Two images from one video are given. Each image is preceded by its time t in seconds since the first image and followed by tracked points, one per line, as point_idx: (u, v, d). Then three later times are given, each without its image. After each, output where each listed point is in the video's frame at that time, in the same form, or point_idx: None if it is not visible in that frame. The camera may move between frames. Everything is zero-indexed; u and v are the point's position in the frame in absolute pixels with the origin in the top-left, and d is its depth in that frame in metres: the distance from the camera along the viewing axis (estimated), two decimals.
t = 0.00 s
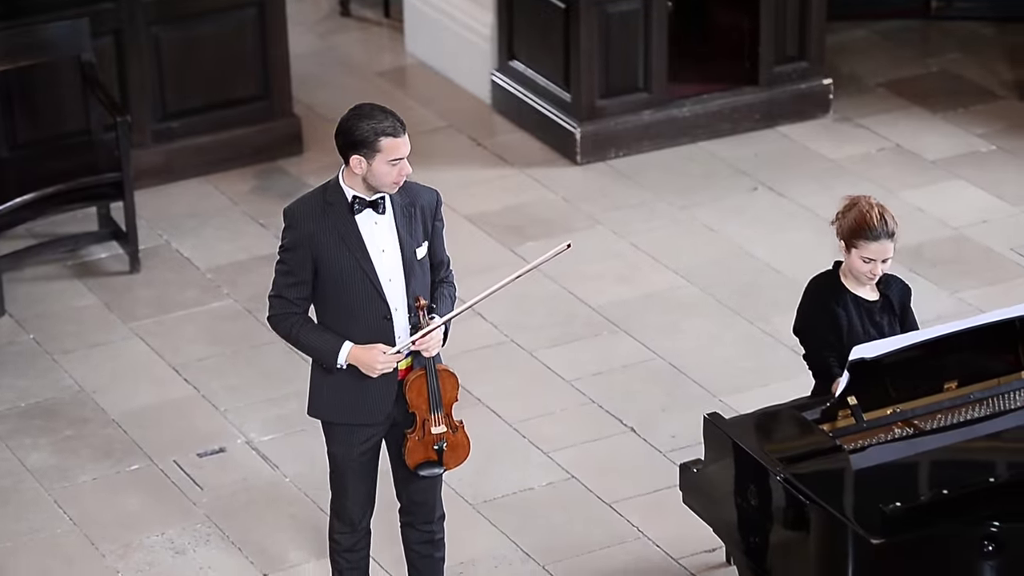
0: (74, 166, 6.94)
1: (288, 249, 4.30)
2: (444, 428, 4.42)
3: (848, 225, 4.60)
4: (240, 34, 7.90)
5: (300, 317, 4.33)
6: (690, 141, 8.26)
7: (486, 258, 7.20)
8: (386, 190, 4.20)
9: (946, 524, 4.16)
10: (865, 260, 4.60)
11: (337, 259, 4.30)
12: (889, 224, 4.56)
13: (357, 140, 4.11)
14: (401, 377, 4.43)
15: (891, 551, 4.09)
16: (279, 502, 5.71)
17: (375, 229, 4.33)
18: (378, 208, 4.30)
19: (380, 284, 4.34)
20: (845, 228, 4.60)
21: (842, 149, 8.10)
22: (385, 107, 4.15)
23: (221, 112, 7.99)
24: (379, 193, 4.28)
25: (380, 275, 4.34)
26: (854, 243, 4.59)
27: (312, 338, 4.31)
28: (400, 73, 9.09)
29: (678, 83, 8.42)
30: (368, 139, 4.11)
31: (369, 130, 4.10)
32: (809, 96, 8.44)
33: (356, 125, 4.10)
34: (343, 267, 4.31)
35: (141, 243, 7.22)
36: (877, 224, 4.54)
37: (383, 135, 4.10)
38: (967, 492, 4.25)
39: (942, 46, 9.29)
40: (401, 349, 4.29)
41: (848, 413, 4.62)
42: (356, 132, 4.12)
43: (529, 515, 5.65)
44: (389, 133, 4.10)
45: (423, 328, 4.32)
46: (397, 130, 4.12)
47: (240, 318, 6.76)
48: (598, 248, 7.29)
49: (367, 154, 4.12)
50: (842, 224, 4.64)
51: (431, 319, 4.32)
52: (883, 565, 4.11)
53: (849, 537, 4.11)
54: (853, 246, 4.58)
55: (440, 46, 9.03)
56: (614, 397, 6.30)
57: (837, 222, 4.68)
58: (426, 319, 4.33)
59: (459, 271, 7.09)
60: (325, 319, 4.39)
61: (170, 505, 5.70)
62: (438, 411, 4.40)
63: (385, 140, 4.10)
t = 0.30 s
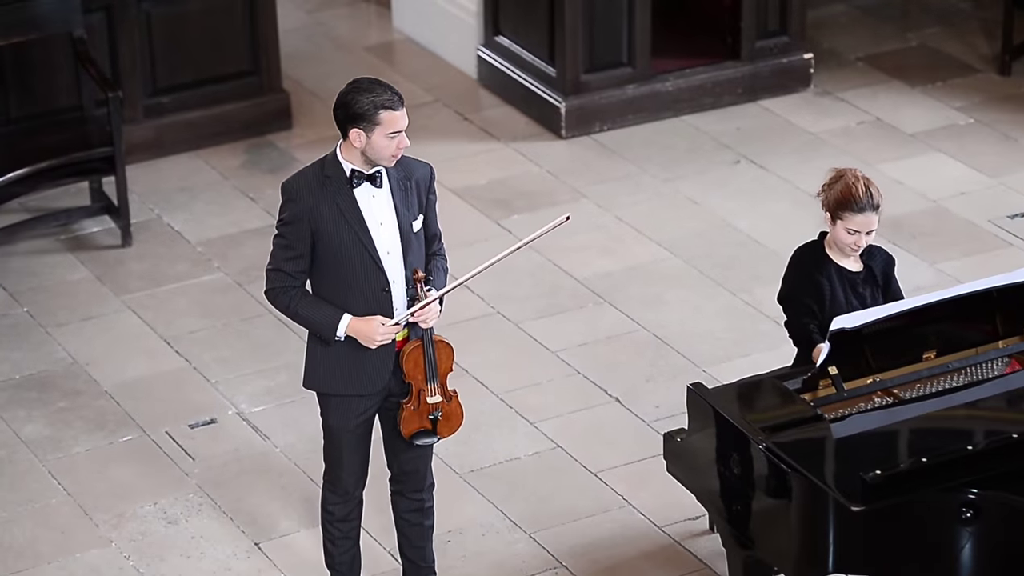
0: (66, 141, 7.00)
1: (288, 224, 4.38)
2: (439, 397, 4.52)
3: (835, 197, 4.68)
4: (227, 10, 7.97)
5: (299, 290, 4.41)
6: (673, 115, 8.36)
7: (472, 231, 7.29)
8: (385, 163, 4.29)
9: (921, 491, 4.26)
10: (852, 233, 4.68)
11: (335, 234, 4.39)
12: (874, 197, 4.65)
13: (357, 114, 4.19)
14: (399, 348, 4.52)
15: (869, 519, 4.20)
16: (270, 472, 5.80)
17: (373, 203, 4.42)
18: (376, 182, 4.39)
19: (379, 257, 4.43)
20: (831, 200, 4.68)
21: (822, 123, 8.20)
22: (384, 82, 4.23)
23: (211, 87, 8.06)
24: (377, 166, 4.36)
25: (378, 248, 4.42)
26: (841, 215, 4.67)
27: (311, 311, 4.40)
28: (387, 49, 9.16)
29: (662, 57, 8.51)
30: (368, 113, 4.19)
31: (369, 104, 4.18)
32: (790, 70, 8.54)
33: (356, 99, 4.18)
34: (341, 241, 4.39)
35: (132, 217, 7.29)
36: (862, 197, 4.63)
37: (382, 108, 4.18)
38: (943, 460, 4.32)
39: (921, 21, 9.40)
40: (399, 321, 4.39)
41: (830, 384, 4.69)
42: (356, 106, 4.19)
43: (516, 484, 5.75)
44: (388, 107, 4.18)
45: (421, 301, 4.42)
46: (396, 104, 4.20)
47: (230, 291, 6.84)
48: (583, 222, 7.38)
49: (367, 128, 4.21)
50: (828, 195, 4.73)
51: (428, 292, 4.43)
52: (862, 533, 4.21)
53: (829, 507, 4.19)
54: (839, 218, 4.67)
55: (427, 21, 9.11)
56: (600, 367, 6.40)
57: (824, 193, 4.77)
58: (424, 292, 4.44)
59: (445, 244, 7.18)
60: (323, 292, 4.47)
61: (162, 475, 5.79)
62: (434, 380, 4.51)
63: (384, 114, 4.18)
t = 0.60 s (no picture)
0: (58, 134, 7.09)
1: (282, 215, 4.47)
2: (433, 384, 4.63)
3: (823, 191, 4.71)
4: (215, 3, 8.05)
5: (293, 281, 4.50)
6: (656, 107, 8.46)
7: (457, 222, 7.39)
8: (379, 156, 4.38)
9: (900, 476, 4.30)
10: (839, 226, 4.72)
11: (329, 225, 4.48)
12: (861, 190, 4.68)
13: (353, 107, 4.28)
14: (391, 338, 4.64)
15: (850, 503, 4.24)
16: (260, 459, 5.90)
17: (366, 195, 4.52)
18: (370, 173, 4.49)
19: (372, 248, 4.53)
20: (818, 193, 4.72)
21: (802, 114, 8.31)
22: (379, 76, 4.33)
23: (202, 81, 8.14)
24: (370, 159, 4.46)
25: (371, 239, 4.52)
26: (828, 209, 4.70)
27: (305, 301, 4.50)
28: (374, 43, 9.26)
29: (644, 50, 8.62)
30: (363, 106, 4.28)
31: (365, 97, 4.27)
32: (771, 63, 8.66)
33: (352, 92, 4.27)
34: (335, 232, 4.48)
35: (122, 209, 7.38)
36: (850, 190, 4.67)
37: (378, 101, 4.28)
38: (923, 446, 4.37)
39: (900, 15, 9.52)
40: (392, 312, 4.49)
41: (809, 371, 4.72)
42: (353, 100, 4.28)
43: (503, 470, 5.86)
44: (384, 100, 4.27)
45: (413, 290, 4.53)
46: (391, 97, 4.30)
47: (220, 282, 6.94)
48: (568, 212, 7.49)
49: (363, 121, 4.30)
50: (816, 188, 4.76)
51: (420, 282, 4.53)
52: (841, 517, 4.25)
53: (809, 492, 4.24)
54: (827, 211, 4.70)
55: (413, 14, 9.20)
56: (585, 356, 6.51)
57: (811, 186, 4.80)
58: (416, 282, 4.54)
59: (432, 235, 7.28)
60: (316, 283, 4.56)
61: (153, 462, 5.88)
62: (427, 368, 4.61)
63: (379, 107, 4.28)
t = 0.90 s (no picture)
0: (49, 126, 7.15)
1: (274, 208, 4.53)
2: (425, 372, 4.72)
3: (813, 185, 4.68)
4: None
5: (285, 273, 4.57)
6: (640, 100, 8.54)
7: (444, 213, 7.47)
8: (370, 147, 4.46)
9: (882, 463, 4.33)
10: (830, 220, 4.69)
11: (321, 217, 4.55)
12: (852, 185, 4.65)
13: (345, 100, 4.35)
14: (382, 327, 4.72)
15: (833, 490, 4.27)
16: (249, 448, 5.97)
17: (357, 186, 4.59)
18: (360, 165, 4.56)
19: (363, 239, 4.61)
20: (809, 187, 4.69)
21: (784, 106, 8.40)
22: (371, 69, 4.40)
23: (191, 74, 8.20)
24: (361, 151, 4.53)
25: (363, 231, 4.60)
26: (819, 203, 4.67)
27: (298, 293, 4.57)
28: (361, 36, 9.33)
29: (629, 43, 8.70)
30: (356, 99, 4.35)
31: (357, 91, 4.34)
32: (753, 56, 8.74)
33: (345, 86, 4.34)
34: (327, 224, 4.56)
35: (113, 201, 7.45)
36: (840, 185, 4.63)
37: (371, 95, 4.35)
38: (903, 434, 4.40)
39: (880, 8, 9.61)
40: (383, 303, 4.57)
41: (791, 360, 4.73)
42: (345, 94, 4.35)
43: (490, 458, 5.94)
44: (376, 94, 4.34)
45: (404, 281, 4.60)
46: (383, 90, 4.37)
47: (209, 273, 7.01)
48: (553, 204, 7.57)
49: (356, 114, 4.37)
50: (805, 182, 4.72)
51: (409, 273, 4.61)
52: (824, 504, 4.29)
53: (792, 480, 4.27)
54: (818, 205, 4.67)
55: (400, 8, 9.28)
56: (571, 346, 6.59)
57: (801, 179, 4.76)
58: (407, 272, 4.63)
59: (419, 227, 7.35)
60: (308, 274, 4.63)
61: (144, 451, 5.95)
62: (419, 357, 4.71)
63: (372, 100, 4.35)
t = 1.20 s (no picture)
0: (44, 126, 7.25)
1: (268, 207, 4.64)
2: (416, 368, 4.81)
3: (806, 182, 4.75)
4: None
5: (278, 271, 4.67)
6: (627, 100, 8.65)
7: (434, 212, 7.58)
8: (361, 148, 4.56)
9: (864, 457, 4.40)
10: (821, 217, 4.76)
11: (315, 216, 4.65)
12: (843, 183, 4.73)
13: (339, 101, 4.45)
14: (374, 324, 4.82)
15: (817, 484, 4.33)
16: (243, 443, 6.06)
17: (349, 186, 4.70)
18: (353, 166, 4.67)
19: (355, 238, 4.71)
20: (801, 184, 4.76)
21: (768, 107, 8.52)
22: (363, 71, 4.50)
23: (185, 74, 8.31)
24: (353, 151, 4.63)
25: (356, 230, 4.71)
26: (811, 200, 4.74)
27: (291, 291, 4.67)
28: (352, 37, 9.44)
29: (615, 45, 8.81)
30: (349, 100, 4.45)
31: (351, 92, 4.44)
32: (738, 56, 8.86)
33: (338, 88, 4.44)
34: (320, 224, 4.66)
35: (109, 200, 7.55)
36: (832, 182, 4.72)
37: (364, 95, 4.46)
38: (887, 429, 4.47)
39: (862, 10, 9.74)
40: (375, 301, 4.65)
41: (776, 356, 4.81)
42: (339, 96, 4.44)
43: (479, 452, 6.04)
44: (369, 94, 4.45)
45: (396, 279, 4.69)
46: (375, 92, 4.48)
47: (203, 271, 7.11)
48: (541, 203, 7.67)
49: (349, 116, 4.47)
50: (798, 180, 4.80)
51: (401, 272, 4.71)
52: (807, 497, 4.36)
53: (776, 472, 4.33)
54: (809, 202, 4.74)
55: (391, 9, 9.39)
56: (558, 342, 6.70)
57: (793, 177, 4.84)
58: (399, 270, 4.72)
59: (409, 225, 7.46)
60: (301, 272, 4.74)
61: (139, 446, 6.05)
62: (411, 353, 4.79)
63: (365, 101, 4.46)
